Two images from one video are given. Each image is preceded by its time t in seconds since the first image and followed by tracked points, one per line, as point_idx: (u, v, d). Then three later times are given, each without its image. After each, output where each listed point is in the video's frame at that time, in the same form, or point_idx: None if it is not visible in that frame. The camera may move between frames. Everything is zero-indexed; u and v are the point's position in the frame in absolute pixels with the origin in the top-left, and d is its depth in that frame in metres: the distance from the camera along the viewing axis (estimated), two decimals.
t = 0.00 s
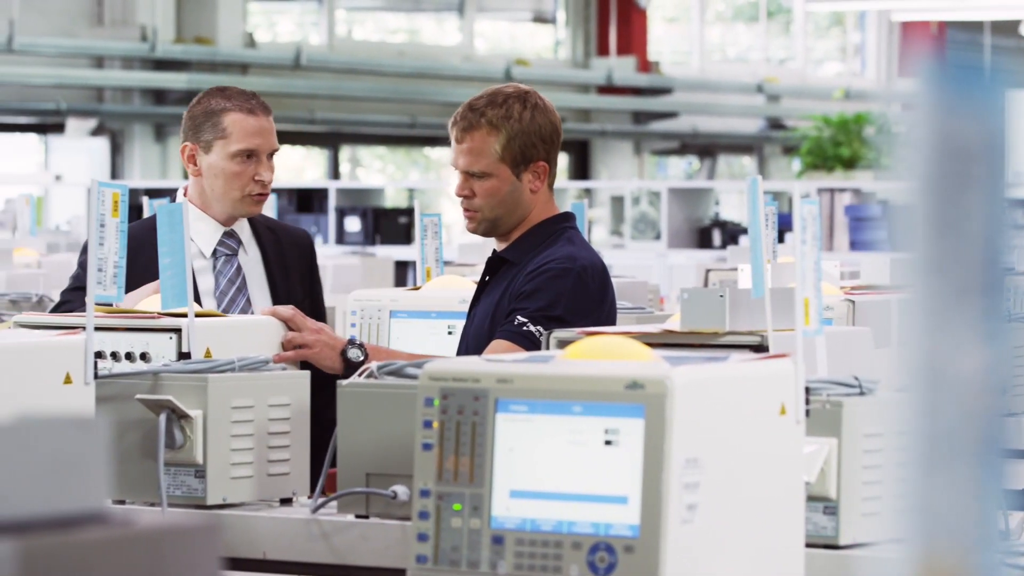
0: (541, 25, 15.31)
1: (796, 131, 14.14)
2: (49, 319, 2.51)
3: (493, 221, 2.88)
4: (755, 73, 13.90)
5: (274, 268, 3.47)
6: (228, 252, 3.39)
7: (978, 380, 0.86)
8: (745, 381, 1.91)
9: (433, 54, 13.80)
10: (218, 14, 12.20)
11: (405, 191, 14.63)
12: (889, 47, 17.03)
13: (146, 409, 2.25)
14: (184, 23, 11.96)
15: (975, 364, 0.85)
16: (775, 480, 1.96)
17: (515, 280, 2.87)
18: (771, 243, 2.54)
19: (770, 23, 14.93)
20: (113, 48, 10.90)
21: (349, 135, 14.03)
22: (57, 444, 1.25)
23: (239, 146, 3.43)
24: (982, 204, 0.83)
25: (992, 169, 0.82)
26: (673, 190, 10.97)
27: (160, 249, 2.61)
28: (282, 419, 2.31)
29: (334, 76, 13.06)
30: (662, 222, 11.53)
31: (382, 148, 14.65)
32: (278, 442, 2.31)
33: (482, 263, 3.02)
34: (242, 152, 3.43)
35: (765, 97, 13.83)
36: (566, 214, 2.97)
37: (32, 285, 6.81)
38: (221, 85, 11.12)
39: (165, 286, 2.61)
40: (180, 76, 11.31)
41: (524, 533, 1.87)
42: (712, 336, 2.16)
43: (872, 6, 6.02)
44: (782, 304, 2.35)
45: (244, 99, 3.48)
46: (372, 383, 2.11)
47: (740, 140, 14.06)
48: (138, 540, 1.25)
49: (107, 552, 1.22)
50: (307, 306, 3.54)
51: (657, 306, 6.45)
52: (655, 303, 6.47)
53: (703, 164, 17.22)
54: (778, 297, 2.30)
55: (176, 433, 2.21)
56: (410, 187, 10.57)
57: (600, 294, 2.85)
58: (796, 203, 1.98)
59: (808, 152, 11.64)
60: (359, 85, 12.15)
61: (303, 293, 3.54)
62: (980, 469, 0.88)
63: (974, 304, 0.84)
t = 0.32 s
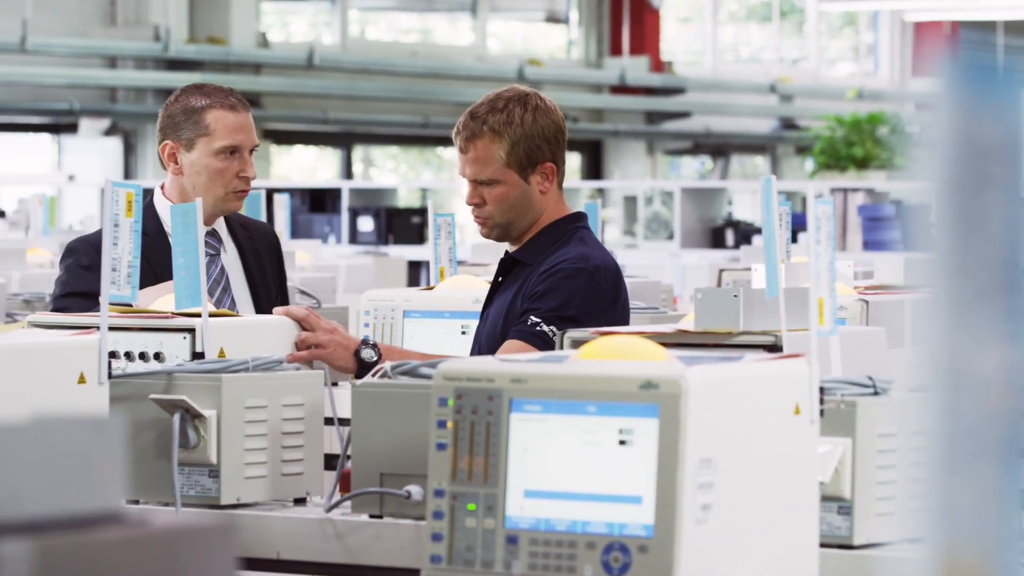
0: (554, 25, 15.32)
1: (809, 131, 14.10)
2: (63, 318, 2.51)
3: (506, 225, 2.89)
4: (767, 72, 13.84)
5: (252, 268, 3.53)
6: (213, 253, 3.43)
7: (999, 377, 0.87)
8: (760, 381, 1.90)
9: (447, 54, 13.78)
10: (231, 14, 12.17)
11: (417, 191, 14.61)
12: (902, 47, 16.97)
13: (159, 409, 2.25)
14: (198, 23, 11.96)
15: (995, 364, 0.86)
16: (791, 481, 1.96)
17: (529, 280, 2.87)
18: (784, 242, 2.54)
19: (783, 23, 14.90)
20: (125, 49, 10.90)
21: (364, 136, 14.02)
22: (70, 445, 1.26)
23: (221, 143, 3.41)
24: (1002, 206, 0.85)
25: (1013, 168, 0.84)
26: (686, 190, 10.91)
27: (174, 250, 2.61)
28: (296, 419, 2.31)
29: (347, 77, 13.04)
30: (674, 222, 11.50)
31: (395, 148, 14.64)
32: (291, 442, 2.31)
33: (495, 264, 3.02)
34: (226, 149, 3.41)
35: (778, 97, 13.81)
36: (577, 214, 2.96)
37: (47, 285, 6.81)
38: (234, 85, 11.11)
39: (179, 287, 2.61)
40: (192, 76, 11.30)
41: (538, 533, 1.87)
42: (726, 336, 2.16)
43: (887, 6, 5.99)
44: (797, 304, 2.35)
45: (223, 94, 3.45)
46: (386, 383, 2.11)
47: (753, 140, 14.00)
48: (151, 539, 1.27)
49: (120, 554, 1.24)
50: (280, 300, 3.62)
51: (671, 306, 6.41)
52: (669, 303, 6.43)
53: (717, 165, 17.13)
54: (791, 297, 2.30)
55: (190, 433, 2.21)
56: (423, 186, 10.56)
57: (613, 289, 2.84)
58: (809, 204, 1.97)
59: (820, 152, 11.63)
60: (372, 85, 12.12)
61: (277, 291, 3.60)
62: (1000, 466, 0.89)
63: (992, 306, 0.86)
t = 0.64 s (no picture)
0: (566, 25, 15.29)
1: (821, 130, 14.04)
2: (77, 316, 2.51)
3: (510, 221, 2.88)
4: (779, 71, 13.80)
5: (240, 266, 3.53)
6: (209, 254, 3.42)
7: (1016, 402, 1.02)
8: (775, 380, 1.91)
9: (459, 53, 13.73)
10: (243, 14, 12.15)
11: (429, 190, 14.55)
12: (914, 46, 16.88)
13: (173, 408, 2.25)
14: (209, 22, 11.92)
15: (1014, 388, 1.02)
16: (805, 478, 1.95)
17: (538, 279, 2.87)
18: (798, 241, 2.54)
19: (795, 22, 14.81)
20: (137, 48, 10.88)
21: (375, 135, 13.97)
22: (77, 448, 1.28)
23: (212, 148, 3.40)
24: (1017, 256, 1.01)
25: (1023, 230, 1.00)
26: (697, 189, 10.86)
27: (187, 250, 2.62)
28: (309, 418, 2.31)
29: (358, 76, 13.01)
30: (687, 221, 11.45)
31: (406, 147, 14.57)
32: (305, 441, 2.31)
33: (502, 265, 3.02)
34: (216, 153, 3.40)
35: (789, 96, 13.75)
36: (583, 213, 2.97)
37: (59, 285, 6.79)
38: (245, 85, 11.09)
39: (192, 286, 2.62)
40: (205, 75, 11.27)
41: (552, 532, 1.87)
42: (740, 336, 2.17)
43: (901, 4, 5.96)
44: (811, 303, 2.35)
45: (213, 98, 3.44)
46: (399, 382, 2.11)
47: (764, 139, 13.93)
48: (168, 539, 1.27)
49: (129, 550, 1.24)
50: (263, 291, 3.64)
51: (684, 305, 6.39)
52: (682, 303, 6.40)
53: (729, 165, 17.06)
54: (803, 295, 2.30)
55: (204, 432, 2.21)
56: (435, 186, 10.53)
57: (623, 288, 2.85)
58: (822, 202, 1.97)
59: (832, 151, 11.60)
60: (383, 84, 12.09)
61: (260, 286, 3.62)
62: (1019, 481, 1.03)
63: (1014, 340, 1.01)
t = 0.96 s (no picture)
0: (576, 24, 15.28)
1: (831, 129, 14.03)
2: (90, 315, 2.51)
3: (520, 221, 2.89)
4: (788, 71, 13.77)
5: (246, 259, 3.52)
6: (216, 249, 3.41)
7: None
8: (791, 377, 1.91)
9: (469, 53, 13.68)
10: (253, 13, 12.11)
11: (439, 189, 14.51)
12: (924, 45, 16.85)
13: (185, 407, 2.26)
14: (218, 21, 11.89)
15: None
16: (818, 477, 1.95)
17: (548, 278, 2.87)
18: (809, 240, 2.54)
19: (806, 22, 14.77)
20: (146, 48, 10.85)
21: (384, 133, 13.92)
22: (103, 443, 1.26)
23: (218, 145, 3.40)
24: None
25: None
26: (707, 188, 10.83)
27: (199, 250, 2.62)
28: (322, 417, 2.32)
29: (366, 75, 12.97)
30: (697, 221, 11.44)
31: (415, 146, 14.55)
32: (317, 440, 2.32)
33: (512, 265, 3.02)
34: (223, 150, 3.41)
35: (799, 95, 13.76)
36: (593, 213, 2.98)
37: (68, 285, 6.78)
38: (254, 84, 11.05)
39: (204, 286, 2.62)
40: (214, 74, 11.23)
41: (565, 532, 1.86)
42: (753, 335, 2.17)
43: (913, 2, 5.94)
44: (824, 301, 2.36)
45: (220, 94, 3.43)
46: (412, 382, 2.11)
47: (774, 138, 13.89)
48: (189, 539, 1.25)
49: (148, 547, 1.23)
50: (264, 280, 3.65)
51: (694, 304, 6.36)
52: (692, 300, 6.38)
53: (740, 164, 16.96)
54: (816, 296, 2.30)
55: (216, 431, 2.22)
56: (445, 185, 10.52)
57: (636, 284, 2.86)
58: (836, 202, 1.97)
59: (842, 151, 11.62)
60: (391, 83, 12.05)
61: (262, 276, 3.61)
62: None
63: None
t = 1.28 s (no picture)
0: (584, 22, 15.31)
1: (839, 127, 14.12)
2: (101, 314, 2.52)
3: (533, 217, 2.90)
4: (797, 70, 13.76)
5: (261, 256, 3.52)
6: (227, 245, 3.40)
7: None
8: (802, 376, 1.91)
9: (477, 51, 13.68)
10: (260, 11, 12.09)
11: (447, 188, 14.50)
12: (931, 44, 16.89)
13: (196, 406, 2.27)
14: (226, 20, 11.88)
15: None
16: (829, 476, 1.95)
17: (561, 273, 2.87)
18: (819, 239, 2.55)
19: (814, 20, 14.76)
20: (154, 46, 10.83)
21: (392, 132, 13.90)
22: (122, 445, 1.24)
23: (223, 146, 3.40)
24: None
25: None
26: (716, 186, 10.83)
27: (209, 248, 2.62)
28: (332, 416, 2.33)
29: (373, 74, 12.96)
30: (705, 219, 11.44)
31: (423, 145, 14.60)
32: (327, 439, 2.33)
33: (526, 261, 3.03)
34: (228, 150, 3.40)
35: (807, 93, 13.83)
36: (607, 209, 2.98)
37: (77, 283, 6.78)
38: (261, 82, 11.04)
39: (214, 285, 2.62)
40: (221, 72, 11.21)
41: (577, 530, 1.86)
42: (764, 334, 2.18)
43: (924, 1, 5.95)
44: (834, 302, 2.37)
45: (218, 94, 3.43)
46: (424, 381, 2.13)
47: (782, 137, 13.89)
48: (205, 538, 1.25)
49: (164, 548, 1.21)
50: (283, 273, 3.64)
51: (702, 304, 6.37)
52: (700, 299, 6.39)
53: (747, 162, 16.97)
54: (826, 295, 2.31)
55: (227, 430, 2.23)
56: (453, 183, 10.55)
57: (648, 280, 2.87)
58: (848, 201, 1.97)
59: (851, 150, 11.75)
60: (398, 82, 12.04)
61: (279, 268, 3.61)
62: None
63: None
